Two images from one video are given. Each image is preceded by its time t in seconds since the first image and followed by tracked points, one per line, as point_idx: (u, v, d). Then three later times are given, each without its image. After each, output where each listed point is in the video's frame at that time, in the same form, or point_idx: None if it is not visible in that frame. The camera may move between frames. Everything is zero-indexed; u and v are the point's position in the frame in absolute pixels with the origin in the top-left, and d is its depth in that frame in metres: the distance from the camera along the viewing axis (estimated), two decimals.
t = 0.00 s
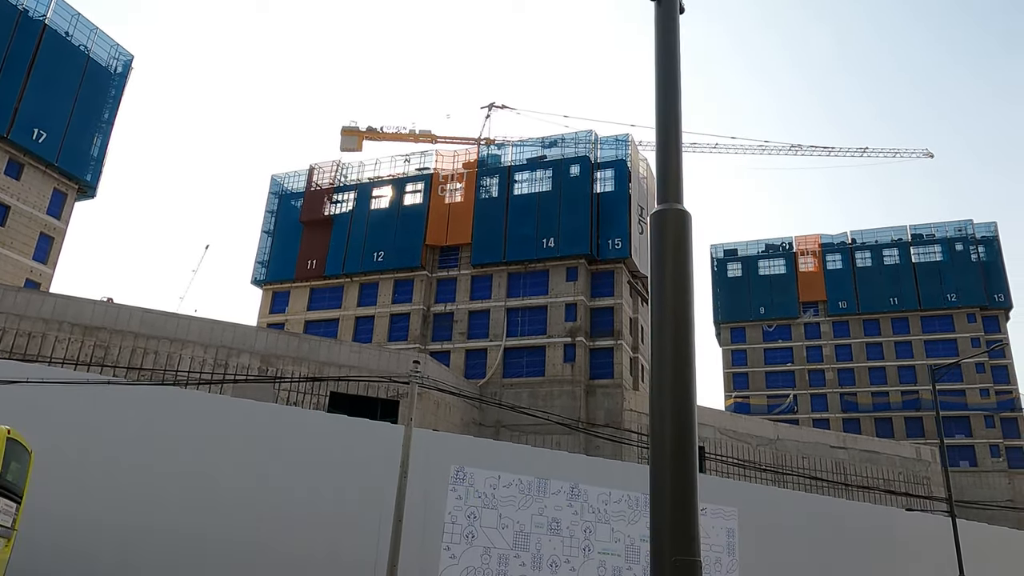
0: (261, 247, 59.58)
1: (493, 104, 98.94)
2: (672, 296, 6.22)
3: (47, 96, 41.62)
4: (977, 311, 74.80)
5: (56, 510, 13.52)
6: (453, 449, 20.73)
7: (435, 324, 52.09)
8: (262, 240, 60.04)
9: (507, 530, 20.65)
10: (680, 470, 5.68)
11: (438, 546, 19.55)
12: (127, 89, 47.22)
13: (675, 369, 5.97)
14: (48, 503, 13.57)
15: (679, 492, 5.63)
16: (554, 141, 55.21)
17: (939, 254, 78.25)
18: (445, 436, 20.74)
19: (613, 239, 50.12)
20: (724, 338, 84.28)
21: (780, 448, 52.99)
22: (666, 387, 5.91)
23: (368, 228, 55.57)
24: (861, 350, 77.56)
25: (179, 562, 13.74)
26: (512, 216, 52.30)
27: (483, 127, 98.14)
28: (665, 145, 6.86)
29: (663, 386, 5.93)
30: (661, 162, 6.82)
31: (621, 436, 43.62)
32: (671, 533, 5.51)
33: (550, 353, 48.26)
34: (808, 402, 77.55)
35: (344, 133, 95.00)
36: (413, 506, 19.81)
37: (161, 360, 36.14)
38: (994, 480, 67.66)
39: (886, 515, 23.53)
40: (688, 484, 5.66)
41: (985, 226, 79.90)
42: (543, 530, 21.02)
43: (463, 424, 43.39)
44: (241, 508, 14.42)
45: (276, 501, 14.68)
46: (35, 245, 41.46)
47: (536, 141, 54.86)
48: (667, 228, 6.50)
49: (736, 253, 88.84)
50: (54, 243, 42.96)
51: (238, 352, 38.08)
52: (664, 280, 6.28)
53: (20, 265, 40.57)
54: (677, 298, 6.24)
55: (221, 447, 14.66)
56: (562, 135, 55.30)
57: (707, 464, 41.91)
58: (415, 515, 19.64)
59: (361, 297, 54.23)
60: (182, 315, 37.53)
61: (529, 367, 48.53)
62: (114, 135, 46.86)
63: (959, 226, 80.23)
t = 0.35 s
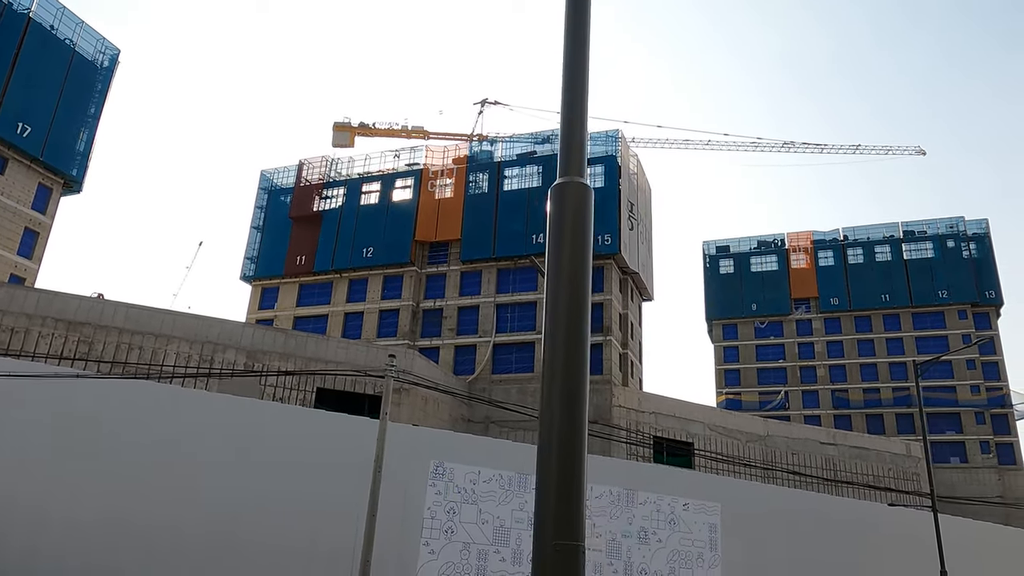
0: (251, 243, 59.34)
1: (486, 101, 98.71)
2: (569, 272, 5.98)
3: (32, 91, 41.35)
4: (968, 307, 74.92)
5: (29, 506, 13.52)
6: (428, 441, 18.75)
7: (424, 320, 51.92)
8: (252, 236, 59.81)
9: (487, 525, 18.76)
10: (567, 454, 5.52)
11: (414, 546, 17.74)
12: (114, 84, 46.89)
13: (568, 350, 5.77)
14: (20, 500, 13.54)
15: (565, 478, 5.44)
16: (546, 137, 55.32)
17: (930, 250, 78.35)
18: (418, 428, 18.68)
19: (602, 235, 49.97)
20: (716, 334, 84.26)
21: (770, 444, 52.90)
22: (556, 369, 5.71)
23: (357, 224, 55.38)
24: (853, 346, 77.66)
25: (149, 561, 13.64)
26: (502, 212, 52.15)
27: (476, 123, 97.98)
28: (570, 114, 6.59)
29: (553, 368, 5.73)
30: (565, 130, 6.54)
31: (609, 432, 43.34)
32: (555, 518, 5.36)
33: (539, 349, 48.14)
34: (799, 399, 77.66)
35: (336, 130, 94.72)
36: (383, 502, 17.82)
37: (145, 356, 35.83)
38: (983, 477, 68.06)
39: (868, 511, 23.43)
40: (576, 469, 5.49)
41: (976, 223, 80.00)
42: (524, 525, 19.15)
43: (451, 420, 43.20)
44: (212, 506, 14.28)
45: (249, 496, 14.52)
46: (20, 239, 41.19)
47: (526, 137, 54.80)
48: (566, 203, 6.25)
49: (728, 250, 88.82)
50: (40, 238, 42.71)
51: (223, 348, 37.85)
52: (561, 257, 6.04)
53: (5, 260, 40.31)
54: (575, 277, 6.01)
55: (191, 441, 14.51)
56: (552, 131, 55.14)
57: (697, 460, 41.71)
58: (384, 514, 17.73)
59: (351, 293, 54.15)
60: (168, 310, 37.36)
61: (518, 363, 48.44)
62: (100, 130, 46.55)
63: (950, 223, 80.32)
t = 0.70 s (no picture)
0: (243, 242, 59.11)
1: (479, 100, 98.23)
2: (470, 261, 5.78)
3: (21, 89, 41.10)
4: (963, 308, 74.89)
5: None
6: (412, 440, 18.17)
7: (416, 319, 51.73)
8: (244, 235, 59.61)
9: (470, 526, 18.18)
10: (461, 449, 5.31)
11: (398, 544, 17.29)
12: (104, 82, 46.63)
13: (467, 340, 5.53)
14: None
15: (457, 471, 5.26)
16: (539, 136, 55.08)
17: (925, 250, 78.24)
18: (398, 430, 18.08)
19: (595, 234, 49.82)
20: (711, 335, 84.10)
21: (763, 444, 52.72)
22: (453, 357, 5.50)
23: (349, 223, 55.18)
24: (847, 346, 77.62)
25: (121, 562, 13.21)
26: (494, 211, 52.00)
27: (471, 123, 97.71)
28: (481, 93, 6.35)
29: (451, 357, 5.50)
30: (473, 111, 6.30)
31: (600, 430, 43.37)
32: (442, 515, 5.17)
33: (531, 349, 48.05)
34: (794, 399, 77.67)
35: (330, 129, 94.41)
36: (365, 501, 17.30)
37: (133, 355, 35.49)
38: (977, 477, 68.31)
39: (855, 511, 23.25)
40: (469, 464, 5.30)
41: (971, 223, 79.87)
42: (508, 526, 18.58)
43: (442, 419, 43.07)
44: (188, 505, 13.96)
45: (225, 497, 14.29)
46: (8, 238, 40.99)
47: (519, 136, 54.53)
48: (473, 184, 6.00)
49: (723, 250, 88.63)
50: (28, 237, 42.48)
51: (212, 348, 37.62)
52: (463, 240, 5.82)
53: None
54: (475, 262, 5.82)
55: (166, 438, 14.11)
56: (545, 130, 54.90)
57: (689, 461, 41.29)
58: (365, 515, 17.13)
59: (343, 292, 53.97)
60: (156, 309, 37.14)
61: (510, 363, 48.35)
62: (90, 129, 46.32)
63: (945, 223, 80.19)
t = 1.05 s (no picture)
0: (238, 241, 59.03)
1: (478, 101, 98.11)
2: (369, 232, 5.55)
3: (14, 87, 40.96)
4: (961, 309, 74.69)
5: None
6: (398, 438, 17.56)
7: (411, 319, 51.59)
8: (239, 235, 59.53)
9: (456, 526, 17.60)
10: (350, 429, 5.03)
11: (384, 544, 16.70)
12: (98, 80, 46.53)
13: (361, 313, 5.29)
14: None
15: (343, 450, 4.98)
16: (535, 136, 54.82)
17: (923, 252, 77.99)
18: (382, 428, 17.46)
19: (590, 235, 49.64)
20: (709, 336, 83.95)
21: (760, 445, 52.49)
22: (345, 332, 5.24)
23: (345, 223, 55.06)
24: (845, 348, 77.43)
25: (90, 564, 12.76)
26: (490, 211, 51.77)
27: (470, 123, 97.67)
28: (389, 74, 6.19)
29: (342, 330, 5.25)
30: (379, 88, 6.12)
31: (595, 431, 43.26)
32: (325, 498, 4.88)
33: (526, 349, 47.90)
34: (792, 400, 77.46)
35: (329, 130, 94.41)
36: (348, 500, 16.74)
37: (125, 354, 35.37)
38: (975, 479, 68.31)
39: (848, 513, 23.01)
40: (356, 448, 5.02)
41: (969, 225, 79.64)
42: (494, 526, 17.98)
43: (436, 420, 42.96)
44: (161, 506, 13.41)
45: (201, 498, 13.70)
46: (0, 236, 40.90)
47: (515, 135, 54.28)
48: (376, 157, 5.79)
49: (721, 251, 88.49)
50: (21, 235, 42.39)
51: (204, 347, 37.36)
52: (363, 212, 5.60)
53: None
54: (375, 234, 5.58)
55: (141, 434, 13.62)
56: (540, 129, 54.68)
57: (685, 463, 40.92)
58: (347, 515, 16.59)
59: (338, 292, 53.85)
60: (148, 308, 37.03)
61: (505, 363, 48.13)
62: (84, 127, 46.22)
63: (943, 224, 79.97)
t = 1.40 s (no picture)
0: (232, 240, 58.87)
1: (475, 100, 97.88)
2: (249, 206, 5.47)
3: (6, 85, 40.83)
4: (957, 310, 74.61)
5: None
6: (383, 437, 17.11)
7: (405, 319, 51.54)
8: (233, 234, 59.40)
9: (441, 524, 17.16)
10: (213, 400, 4.99)
11: (364, 542, 16.23)
12: (90, 79, 46.43)
13: (232, 285, 5.24)
14: None
15: (204, 424, 4.93)
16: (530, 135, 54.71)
17: (920, 252, 77.91)
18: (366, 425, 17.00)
19: (584, 234, 49.57)
20: (705, 335, 83.79)
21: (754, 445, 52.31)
22: (215, 303, 5.17)
23: (339, 222, 54.94)
24: (842, 348, 77.34)
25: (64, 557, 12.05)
26: (483, 210, 51.63)
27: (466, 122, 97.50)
28: (279, 47, 6.12)
29: (213, 301, 5.18)
30: (269, 60, 6.05)
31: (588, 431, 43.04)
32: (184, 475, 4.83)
33: (519, 348, 47.80)
34: (788, 400, 77.39)
35: (324, 128, 94.23)
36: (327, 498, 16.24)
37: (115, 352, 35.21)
38: (971, 480, 68.07)
39: (836, 514, 22.92)
40: (218, 422, 4.98)
41: (966, 225, 79.54)
42: (480, 524, 17.55)
43: (429, 419, 42.86)
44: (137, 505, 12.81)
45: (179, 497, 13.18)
46: None
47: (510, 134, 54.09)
48: (261, 128, 5.71)
49: (717, 251, 88.29)
50: (12, 234, 42.28)
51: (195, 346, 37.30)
52: (242, 183, 5.51)
53: None
54: (253, 206, 5.50)
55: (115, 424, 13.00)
56: (534, 128, 54.55)
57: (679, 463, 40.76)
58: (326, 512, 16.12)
59: (332, 292, 53.79)
60: (138, 307, 36.88)
61: (498, 362, 48.04)
62: (76, 126, 46.08)
63: (940, 224, 79.87)
